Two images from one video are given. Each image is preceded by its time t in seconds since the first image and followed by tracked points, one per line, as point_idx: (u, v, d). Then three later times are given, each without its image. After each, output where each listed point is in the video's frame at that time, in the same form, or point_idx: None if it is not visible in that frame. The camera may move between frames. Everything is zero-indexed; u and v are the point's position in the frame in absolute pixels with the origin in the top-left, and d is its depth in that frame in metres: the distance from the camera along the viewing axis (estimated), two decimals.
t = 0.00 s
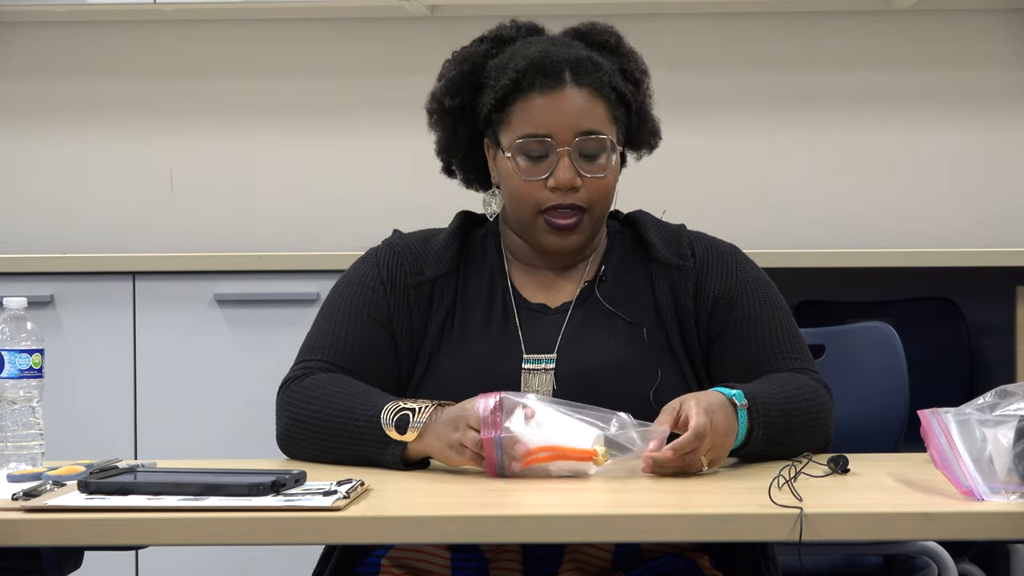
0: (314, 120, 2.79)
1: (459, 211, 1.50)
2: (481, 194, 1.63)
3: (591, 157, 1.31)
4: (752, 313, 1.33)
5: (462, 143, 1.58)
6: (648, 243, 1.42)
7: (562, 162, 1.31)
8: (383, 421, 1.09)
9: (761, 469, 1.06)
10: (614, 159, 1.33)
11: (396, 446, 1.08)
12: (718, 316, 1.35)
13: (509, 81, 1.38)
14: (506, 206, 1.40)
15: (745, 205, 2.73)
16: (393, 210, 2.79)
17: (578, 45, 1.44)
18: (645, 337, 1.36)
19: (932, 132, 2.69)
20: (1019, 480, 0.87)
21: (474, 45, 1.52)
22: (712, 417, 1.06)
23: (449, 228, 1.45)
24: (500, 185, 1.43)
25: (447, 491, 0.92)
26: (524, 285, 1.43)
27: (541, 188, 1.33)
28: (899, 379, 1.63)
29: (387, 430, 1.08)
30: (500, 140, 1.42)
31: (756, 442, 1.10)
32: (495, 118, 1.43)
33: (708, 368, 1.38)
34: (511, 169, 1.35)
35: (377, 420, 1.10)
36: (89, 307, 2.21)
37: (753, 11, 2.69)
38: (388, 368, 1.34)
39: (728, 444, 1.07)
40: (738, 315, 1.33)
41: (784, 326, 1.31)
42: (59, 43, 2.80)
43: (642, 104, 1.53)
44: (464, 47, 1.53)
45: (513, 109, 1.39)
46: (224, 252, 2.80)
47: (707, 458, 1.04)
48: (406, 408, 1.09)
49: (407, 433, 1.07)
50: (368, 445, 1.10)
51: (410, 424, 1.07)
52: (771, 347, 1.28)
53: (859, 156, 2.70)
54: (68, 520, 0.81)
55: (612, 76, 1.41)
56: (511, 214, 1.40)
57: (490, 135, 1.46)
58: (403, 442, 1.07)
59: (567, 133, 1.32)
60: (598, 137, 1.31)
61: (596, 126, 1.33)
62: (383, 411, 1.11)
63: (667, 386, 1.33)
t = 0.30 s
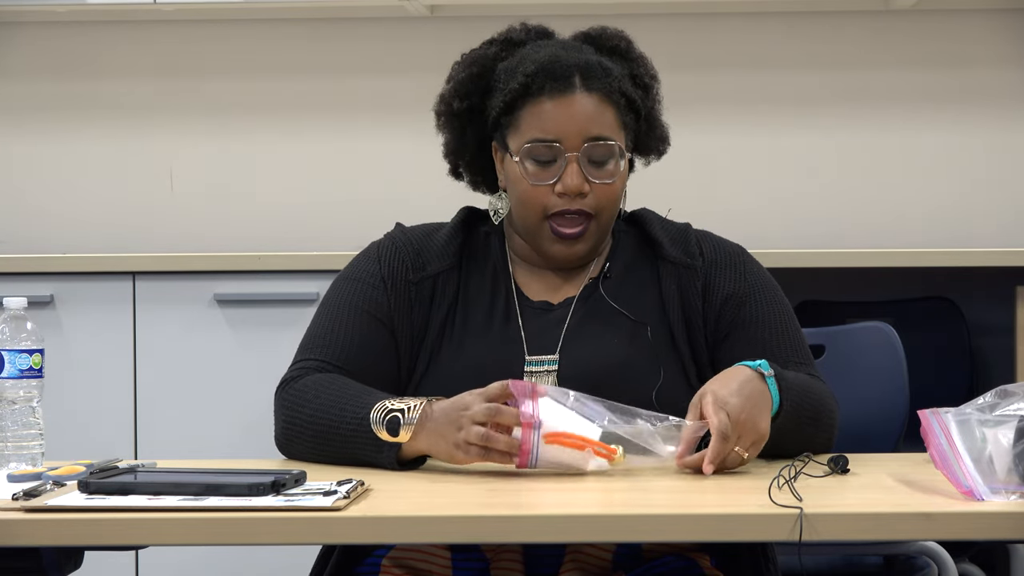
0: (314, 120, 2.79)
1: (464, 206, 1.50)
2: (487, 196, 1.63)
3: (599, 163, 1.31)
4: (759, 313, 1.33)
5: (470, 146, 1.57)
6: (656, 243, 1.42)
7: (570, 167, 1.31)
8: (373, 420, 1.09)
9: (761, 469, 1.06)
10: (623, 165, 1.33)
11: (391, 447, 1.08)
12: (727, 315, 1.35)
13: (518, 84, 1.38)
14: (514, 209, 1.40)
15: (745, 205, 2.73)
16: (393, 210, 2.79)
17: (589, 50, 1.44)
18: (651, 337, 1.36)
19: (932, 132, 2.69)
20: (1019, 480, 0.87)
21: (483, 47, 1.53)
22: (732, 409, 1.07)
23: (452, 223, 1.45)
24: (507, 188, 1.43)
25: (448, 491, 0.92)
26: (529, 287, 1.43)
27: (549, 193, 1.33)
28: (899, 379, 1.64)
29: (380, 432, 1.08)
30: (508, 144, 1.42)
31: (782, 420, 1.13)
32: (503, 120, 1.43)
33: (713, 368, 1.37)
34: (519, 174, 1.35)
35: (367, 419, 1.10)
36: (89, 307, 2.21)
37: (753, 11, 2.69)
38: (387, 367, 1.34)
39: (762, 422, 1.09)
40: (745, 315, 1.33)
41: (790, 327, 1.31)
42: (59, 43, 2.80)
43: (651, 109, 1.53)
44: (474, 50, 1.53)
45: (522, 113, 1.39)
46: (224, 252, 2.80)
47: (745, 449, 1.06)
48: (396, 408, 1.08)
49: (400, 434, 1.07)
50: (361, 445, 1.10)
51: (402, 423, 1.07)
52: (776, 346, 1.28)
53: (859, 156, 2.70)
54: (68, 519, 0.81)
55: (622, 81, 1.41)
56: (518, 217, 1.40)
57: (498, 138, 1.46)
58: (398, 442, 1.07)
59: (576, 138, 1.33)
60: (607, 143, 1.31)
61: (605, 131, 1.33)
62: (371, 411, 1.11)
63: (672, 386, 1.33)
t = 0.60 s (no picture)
0: (314, 120, 2.79)
1: (467, 205, 1.50)
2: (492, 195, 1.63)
3: (602, 164, 1.31)
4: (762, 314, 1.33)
5: (475, 145, 1.58)
6: (659, 243, 1.43)
7: (573, 167, 1.31)
8: (371, 415, 1.10)
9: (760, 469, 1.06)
10: (626, 166, 1.32)
11: (388, 442, 1.08)
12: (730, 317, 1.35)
13: (522, 84, 1.39)
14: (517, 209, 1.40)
15: (745, 205, 2.73)
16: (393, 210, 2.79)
17: (595, 52, 1.44)
18: (654, 336, 1.36)
19: (932, 132, 2.69)
20: (1019, 480, 0.87)
21: (490, 47, 1.53)
22: (731, 395, 1.07)
23: (455, 222, 1.45)
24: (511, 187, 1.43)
25: (448, 492, 0.92)
26: (531, 287, 1.44)
27: (551, 193, 1.33)
28: (899, 379, 1.64)
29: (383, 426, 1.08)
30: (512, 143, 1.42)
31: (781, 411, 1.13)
32: (507, 120, 1.43)
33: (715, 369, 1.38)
34: (522, 173, 1.35)
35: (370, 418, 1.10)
36: (90, 308, 2.21)
37: (753, 11, 2.69)
38: (389, 367, 1.34)
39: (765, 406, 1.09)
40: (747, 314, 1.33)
41: (792, 328, 1.31)
42: (59, 43, 2.80)
43: (657, 111, 1.53)
44: (480, 49, 1.53)
45: (526, 113, 1.39)
46: (224, 252, 2.80)
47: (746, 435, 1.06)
48: (394, 403, 1.09)
49: (397, 428, 1.07)
50: (360, 442, 1.10)
51: (398, 418, 1.07)
52: (777, 345, 1.29)
53: (860, 156, 2.70)
54: (68, 519, 0.81)
55: (627, 82, 1.41)
56: (521, 217, 1.40)
57: (502, 138, 1.47)
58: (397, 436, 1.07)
59: (579, 139, 1.32)
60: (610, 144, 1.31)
61: (608, 134, 1.33)
62: (370, 408, 1.11)
63: (674, 387, 1.33)
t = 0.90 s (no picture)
0: (314, 120, 2.79)
1: (467, 205, 1.49)
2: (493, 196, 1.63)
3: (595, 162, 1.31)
4: (761, 314, 1.33)
5: (474, 144, 1.58)
6: (658, 243, 1.43)
7: (566, 165, 1.31)
8: (347, 405, 1.11)
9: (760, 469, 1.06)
10: (619, 163, 1.32)
11: (365, 432, 1.10)
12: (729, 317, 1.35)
13: (517, 82, 1.39)
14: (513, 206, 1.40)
15: (745, 205, 2.73)
16: (393, 210, 2.79)
17: (593, 51, 1.44)
18: (653, 336, 1.35)
19: (932, 132, 2.69)
20: (1019, 480, 0.87)
21: (489, 47, 1.53)
22: (739, 398, 1.07)
23: (454, 222, 1.45)
24: (507, 185, 1.43)
25: (448, 492, 0.92)
26: (530, 285, 1.44)
27: (544, 190, 1.33)
28: (899, 379, 1.63)
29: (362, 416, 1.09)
30: (507, 142, 1.42)
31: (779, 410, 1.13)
32: (503, 118, 1.43)
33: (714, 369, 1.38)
34: (516, 170, 1.35)
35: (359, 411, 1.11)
36: (90, 307, 2.21)
37: (753, 11, 2.69)
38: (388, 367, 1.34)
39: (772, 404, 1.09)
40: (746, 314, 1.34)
41: (791, 329, 1.31)
42: (59, 43, 2.80)
43: (657, 111, 1.53)
44: (479, 49, 1.54)
45: (520, 110, 1.39)
46: (224, 252, 2.80)
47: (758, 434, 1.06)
48: (370, 391, 1.10)
49: (371, 418, 1.09)
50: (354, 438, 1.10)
51: (373, 407, 1.09)
52: (776, 346, 1.29)
53: (859, 156, 2.70)
54: (68, 519, 0.81)
55: (623, 81, 1.41)
56: (516, 214, 1.40)
57: (498, 136, 1.47)
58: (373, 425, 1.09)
59: (573, 136, 1.32)
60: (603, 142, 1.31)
61: (602, 131, 1.33)
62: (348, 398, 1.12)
63: (673, 387, 1.33)
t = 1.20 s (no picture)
0: (314, 120, 2.79)
1: (466, 206, 1.49)
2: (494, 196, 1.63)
3: (590, 162, 1.31)
4: (760, 314, 1.34)
5: (475, 143, 1.57)
6: (659, 243, 1.43)
7: (560, 165, 1.31)
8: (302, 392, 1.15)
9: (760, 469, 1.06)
10: (614, 164, 1.33)
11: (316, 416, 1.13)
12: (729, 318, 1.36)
13: (513, 81, 1.39)
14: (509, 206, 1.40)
15: (745, 205, 2.73)
16: (394, 210, 2.78)
17: (591, 51, 1.44)
18: (653, 337, 1.35)
19: (932, 132, 2.68)
20: (1019, 480, 0.87)
21: (489, 46, 1.53)
22: (749, 395, 1.08)
23: (452, 223, 1.45)
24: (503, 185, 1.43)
25: (447, 492, 0.92)
26: (530, 284, 1.43)
27: (539, 191, 1.33)
28: (898, 378, 1.63)
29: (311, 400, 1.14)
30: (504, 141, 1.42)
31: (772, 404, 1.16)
32: (500, 118, 1.43)
33: (715, 370, 1.37)
34: (511, 171, 1.35)
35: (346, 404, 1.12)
36: (89, 307, 2.21)
37: (753, 11, 2.69)
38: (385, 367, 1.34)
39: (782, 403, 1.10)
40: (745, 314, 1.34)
41: (790, 329, 1.31)
42: (59, 43, 2.80)
43: (657, 111, 1.53)
44: (480, 49, 1.54)
45: (516, 110, 1.39)
46: (224, 252, 2.80)
47: (768, 427, 1.07)
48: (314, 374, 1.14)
49: (319, 401, 1.13)
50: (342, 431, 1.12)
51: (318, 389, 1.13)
52: (774, 346, 1.29)
53: (859, 156, 2.70)
54: (68, 519, 0.81)
55: (620, 81, 1.40)
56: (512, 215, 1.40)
57: (496, 135, 1.47)
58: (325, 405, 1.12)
59: (567, 136, 1.32)
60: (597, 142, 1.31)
61: (596, 131, 1.33)
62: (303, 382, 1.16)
63: (673, 387, 1.33)
